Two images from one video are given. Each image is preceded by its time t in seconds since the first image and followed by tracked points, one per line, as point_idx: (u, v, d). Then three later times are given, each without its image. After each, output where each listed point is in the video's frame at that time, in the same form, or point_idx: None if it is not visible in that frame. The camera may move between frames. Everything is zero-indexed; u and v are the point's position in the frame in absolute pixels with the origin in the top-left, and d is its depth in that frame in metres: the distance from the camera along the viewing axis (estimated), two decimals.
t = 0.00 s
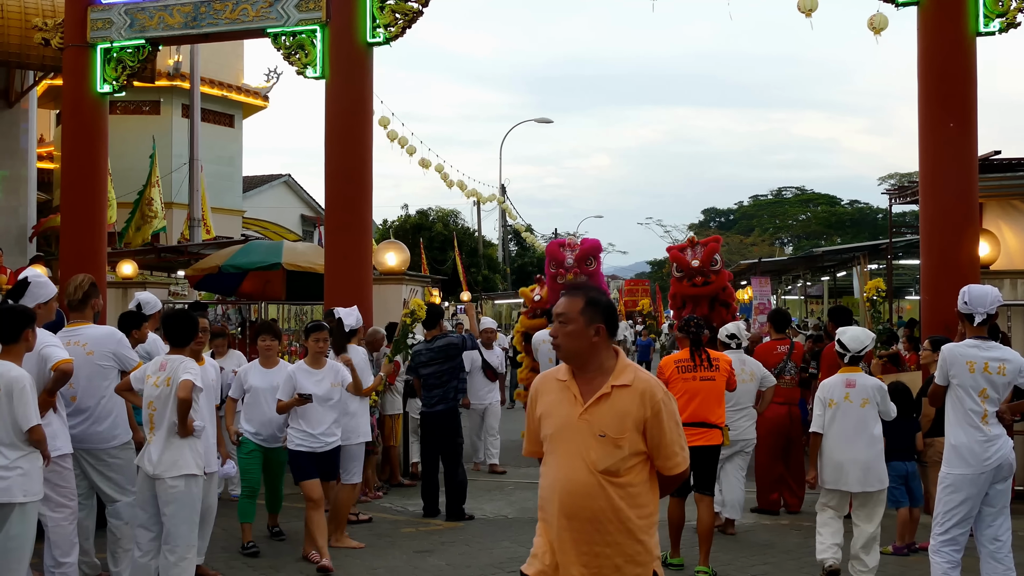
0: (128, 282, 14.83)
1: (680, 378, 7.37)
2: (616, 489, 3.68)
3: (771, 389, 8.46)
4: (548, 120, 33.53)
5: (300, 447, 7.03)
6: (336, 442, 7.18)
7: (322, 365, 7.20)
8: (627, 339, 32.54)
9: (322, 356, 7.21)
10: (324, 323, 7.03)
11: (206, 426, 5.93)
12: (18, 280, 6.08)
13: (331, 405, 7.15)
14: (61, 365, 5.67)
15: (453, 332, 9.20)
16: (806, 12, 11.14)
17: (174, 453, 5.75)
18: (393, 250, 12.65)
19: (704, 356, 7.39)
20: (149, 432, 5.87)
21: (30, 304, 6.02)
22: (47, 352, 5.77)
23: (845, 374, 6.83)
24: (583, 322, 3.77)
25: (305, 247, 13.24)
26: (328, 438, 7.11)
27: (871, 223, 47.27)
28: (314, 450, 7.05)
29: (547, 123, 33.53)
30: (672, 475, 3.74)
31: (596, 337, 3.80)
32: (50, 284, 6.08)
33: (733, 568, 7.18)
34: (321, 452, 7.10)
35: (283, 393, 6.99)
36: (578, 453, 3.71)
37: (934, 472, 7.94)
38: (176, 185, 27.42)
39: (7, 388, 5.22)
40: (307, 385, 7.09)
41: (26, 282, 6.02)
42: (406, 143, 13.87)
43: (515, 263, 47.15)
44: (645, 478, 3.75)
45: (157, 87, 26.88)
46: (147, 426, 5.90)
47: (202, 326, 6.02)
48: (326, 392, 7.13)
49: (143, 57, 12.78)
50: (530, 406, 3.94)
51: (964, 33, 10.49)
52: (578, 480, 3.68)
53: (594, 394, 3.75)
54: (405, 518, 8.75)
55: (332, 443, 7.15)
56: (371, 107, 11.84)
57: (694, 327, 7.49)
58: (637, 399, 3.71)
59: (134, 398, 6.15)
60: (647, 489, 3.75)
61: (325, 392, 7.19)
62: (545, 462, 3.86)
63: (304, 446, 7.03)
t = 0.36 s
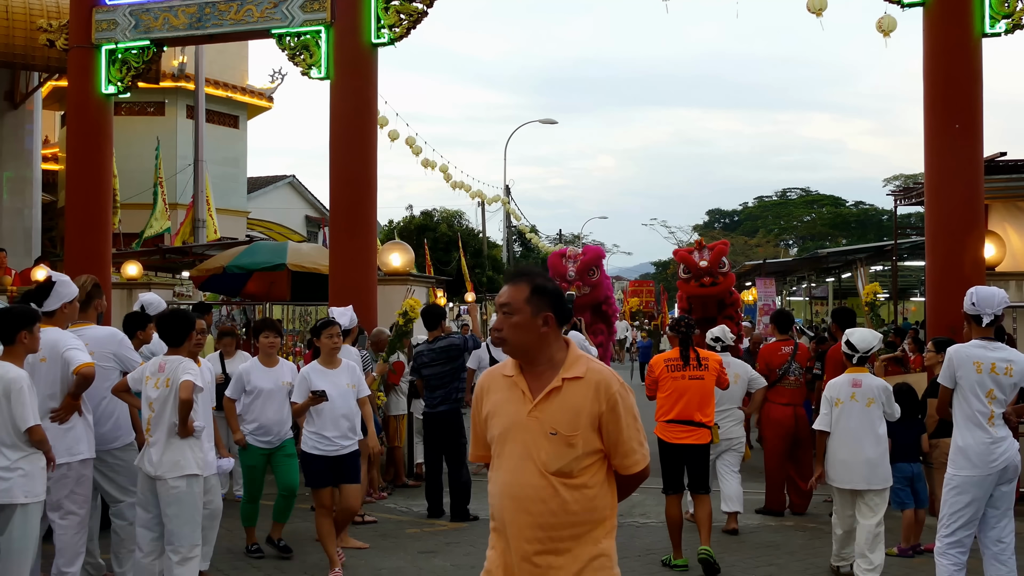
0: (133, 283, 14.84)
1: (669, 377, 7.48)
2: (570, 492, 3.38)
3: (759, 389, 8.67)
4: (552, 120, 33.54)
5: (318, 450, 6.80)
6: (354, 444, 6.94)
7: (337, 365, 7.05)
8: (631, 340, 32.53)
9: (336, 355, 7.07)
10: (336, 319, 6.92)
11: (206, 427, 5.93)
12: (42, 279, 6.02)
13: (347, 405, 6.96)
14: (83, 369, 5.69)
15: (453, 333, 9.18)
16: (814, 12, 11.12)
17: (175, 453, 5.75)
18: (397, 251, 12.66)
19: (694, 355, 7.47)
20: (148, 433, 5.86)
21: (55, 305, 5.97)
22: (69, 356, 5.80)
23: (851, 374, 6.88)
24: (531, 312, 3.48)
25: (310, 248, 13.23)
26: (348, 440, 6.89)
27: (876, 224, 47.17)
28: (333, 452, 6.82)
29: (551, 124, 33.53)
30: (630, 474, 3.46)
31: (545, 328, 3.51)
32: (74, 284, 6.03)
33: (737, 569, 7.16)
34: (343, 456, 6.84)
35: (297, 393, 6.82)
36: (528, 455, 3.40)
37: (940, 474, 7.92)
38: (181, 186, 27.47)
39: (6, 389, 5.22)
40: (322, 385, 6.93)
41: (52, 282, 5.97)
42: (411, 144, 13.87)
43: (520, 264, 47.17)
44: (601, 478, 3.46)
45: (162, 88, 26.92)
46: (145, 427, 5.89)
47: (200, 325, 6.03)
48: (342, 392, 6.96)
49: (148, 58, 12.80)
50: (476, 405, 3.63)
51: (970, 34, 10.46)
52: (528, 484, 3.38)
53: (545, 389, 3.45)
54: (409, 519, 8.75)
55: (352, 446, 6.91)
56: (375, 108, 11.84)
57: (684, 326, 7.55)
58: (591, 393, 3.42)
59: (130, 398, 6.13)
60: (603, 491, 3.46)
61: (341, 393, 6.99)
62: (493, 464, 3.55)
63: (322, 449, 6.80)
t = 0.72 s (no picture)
0: (136, 282, 14.87)
1: (667, 377, 7.51)
2: (534, 520, 3.09)
3: (748, 385, 8.61)
4: (554, 121, 33.53)
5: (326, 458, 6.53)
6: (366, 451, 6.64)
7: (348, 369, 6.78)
8: (634, 340, 32.55)
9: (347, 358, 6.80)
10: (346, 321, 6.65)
11: (204, 427, 5.93)
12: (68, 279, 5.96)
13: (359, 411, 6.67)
14: (112, 371, 5.74)
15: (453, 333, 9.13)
16: (813, 13, 11.11)
17: (173, 453, 5.75)
18: (400, 251, 12.63)
19: (692, 355, 7.50)
20: (146, 433, 5.86)
21: (83, 307, 5.95)
22: (97, 356, 5.84)
23: (847, 376, 7.10)
24: (498, 317, 3.18)
25: (313, 248, 13.25)
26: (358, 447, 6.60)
27: (879, 225, 47.04)
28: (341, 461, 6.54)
29: (553, 123, 33.53)
30: (604, 503, 3.17)
31: (516, 335, 3.21)
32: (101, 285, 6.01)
33: (740, 570, 7.14)
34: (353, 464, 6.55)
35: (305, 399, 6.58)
36: (490, 476, 3.11)
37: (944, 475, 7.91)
38: (184, 187, 27.51)
39: (5, 388, 5.23)
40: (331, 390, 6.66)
41: (80, 283, 5.93)
42: (414, 144, 13.87)
43: (523, 264, 47.17)
44: (571, 507, 3.16)
45: (165, 88, 26.95)
46: (143, 426, 5.90)
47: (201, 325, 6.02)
48: (352, 397, 6.67)
49: (151, 58, 12.82)
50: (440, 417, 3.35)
51: (974, 34, 10.44)
52: (488, 509, 3.09)
53: (511, 405, 3.16)
54: (412, 519, 8.75)
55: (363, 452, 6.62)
56: (379, 109, 11.84)
57: (683, 327, 7.54)
58: (562, 412, 3.11)
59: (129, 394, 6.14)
60: (573, 519, 3.16)
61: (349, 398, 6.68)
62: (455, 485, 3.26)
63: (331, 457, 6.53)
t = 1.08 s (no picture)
0: (137, 281, 14.87)
1: (674, 376, 7.53)
2: (492, 530, 2.93)
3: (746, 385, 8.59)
4: (556, 120, 33.54)
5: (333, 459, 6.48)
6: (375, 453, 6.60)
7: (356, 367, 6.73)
8: (635, 339, 32.57)
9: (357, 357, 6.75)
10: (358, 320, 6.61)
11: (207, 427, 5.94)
12: (75, 278, 6.01)
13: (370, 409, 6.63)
14: (119, 371, 5.74)
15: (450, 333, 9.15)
16: (812, 14, 11.11)
17: (176, 454, 5.75)
18: (402, 250, 12.62)
19: (699, 356, 7.52)
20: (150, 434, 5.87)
21: (89, 305, 5.97)
22: (104, 357, 5.83)
23: (851, 372, 7.17)
24: (455, 305, 3.01)
25: (314, 247, 13.25)
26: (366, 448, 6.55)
27: (881, 225, 46.96)
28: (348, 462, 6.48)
29: (554, 123, 33.55)
30: (570, 509, 3.01)
31: (474, 324, 3.05)
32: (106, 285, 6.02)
33: (741, 569, 7.13)
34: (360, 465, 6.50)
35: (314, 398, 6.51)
36: (445, 481, 2.96)
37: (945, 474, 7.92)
38: (185, 186, 27.52)
39: (7, 388, 5.23)
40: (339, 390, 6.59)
41: (86, 282, 5.96)
42: (416, 142, 13.88)
43: (524, 263, 47.16)
44: (533, 514, 3.00)
45: (167, 87, 26.97)
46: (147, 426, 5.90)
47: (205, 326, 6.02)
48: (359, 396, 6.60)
49: (152, 58, 12.82)
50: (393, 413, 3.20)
51: (975, 33, 10.43)
52: (443, 517, 2.94)
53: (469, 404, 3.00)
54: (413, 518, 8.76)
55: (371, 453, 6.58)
56: (380, 108, 11.84)
57: (693, 329, 7.55)
58: (523, 412, 2.95)
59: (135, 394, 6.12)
60: (536, 528, 3.01)
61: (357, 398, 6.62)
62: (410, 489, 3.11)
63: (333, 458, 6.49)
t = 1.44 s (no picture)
0: (138, 280, 14.88)
1: (688, 371, 7.57)
2: (386, 558, 2.62)
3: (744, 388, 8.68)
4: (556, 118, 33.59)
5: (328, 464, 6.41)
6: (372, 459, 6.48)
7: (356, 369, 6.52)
8: (635, 338, 32.61)
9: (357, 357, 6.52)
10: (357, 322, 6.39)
11: (211, 426, 5.93)
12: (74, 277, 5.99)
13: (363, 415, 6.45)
14: (120, 370, 5.74)
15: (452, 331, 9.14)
16: (815, 12, 11.08)
17: (179, 454, 5.76)
18: (403, 248, 12.71)
19: (713, 351, 7.57)
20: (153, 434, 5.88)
21: (90, 304, 5.96)
22: (106, 356, 5.84)
23: (865, 370, 7.15)
24: (348, 307, 2.73)
25: (315, 246, 13.25)
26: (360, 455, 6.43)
27: (881, 223, 46.95)
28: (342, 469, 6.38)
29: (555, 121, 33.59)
30: (475, 534, 2.69)
31: (370, 328, 2.76)
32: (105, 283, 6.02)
33: (742, 568, 7.13)
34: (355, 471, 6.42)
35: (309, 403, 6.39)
36: (333, 504, 2.65)
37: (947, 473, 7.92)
38: (186, 185, 27.51)
39: (12, 387, 5.24)
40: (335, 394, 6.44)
41: (85, 280, 5.95)
42: (417, 141, 13.88)
43: (525, 262, 47.21)
44: (434, 540, 2.68)
45: (168, 86, 26.98)
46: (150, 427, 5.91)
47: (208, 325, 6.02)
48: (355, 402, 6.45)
49: (153, 57, 12.81)
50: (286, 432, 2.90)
51: (976, 32, 10.43)
52: (330, 546, 2.63)
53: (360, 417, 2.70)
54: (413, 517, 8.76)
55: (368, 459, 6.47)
56: (380, 107, 11.84)
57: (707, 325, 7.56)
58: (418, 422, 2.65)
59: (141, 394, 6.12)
60: (438, 554, 2.69)
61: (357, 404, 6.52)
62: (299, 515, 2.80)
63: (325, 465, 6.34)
